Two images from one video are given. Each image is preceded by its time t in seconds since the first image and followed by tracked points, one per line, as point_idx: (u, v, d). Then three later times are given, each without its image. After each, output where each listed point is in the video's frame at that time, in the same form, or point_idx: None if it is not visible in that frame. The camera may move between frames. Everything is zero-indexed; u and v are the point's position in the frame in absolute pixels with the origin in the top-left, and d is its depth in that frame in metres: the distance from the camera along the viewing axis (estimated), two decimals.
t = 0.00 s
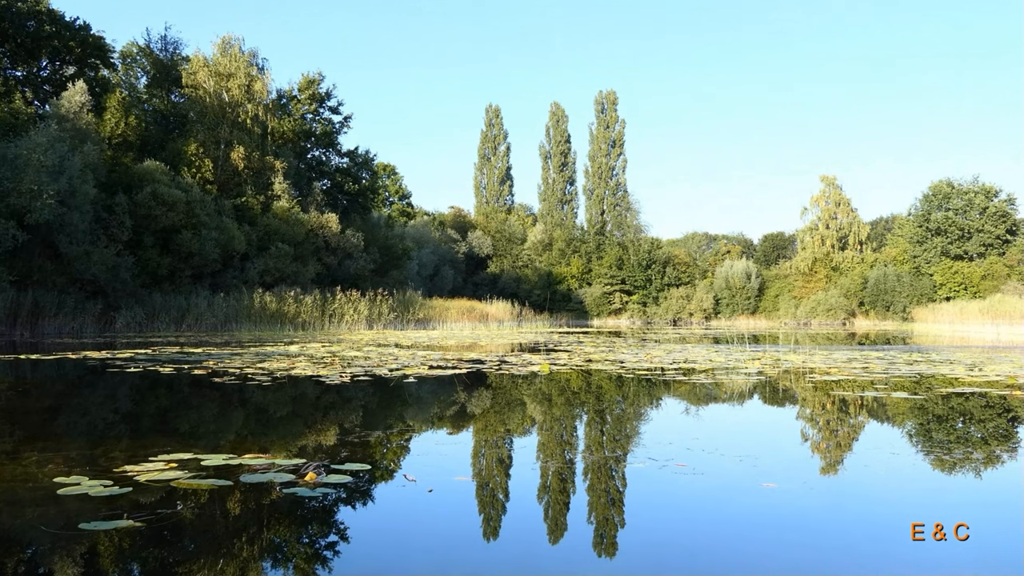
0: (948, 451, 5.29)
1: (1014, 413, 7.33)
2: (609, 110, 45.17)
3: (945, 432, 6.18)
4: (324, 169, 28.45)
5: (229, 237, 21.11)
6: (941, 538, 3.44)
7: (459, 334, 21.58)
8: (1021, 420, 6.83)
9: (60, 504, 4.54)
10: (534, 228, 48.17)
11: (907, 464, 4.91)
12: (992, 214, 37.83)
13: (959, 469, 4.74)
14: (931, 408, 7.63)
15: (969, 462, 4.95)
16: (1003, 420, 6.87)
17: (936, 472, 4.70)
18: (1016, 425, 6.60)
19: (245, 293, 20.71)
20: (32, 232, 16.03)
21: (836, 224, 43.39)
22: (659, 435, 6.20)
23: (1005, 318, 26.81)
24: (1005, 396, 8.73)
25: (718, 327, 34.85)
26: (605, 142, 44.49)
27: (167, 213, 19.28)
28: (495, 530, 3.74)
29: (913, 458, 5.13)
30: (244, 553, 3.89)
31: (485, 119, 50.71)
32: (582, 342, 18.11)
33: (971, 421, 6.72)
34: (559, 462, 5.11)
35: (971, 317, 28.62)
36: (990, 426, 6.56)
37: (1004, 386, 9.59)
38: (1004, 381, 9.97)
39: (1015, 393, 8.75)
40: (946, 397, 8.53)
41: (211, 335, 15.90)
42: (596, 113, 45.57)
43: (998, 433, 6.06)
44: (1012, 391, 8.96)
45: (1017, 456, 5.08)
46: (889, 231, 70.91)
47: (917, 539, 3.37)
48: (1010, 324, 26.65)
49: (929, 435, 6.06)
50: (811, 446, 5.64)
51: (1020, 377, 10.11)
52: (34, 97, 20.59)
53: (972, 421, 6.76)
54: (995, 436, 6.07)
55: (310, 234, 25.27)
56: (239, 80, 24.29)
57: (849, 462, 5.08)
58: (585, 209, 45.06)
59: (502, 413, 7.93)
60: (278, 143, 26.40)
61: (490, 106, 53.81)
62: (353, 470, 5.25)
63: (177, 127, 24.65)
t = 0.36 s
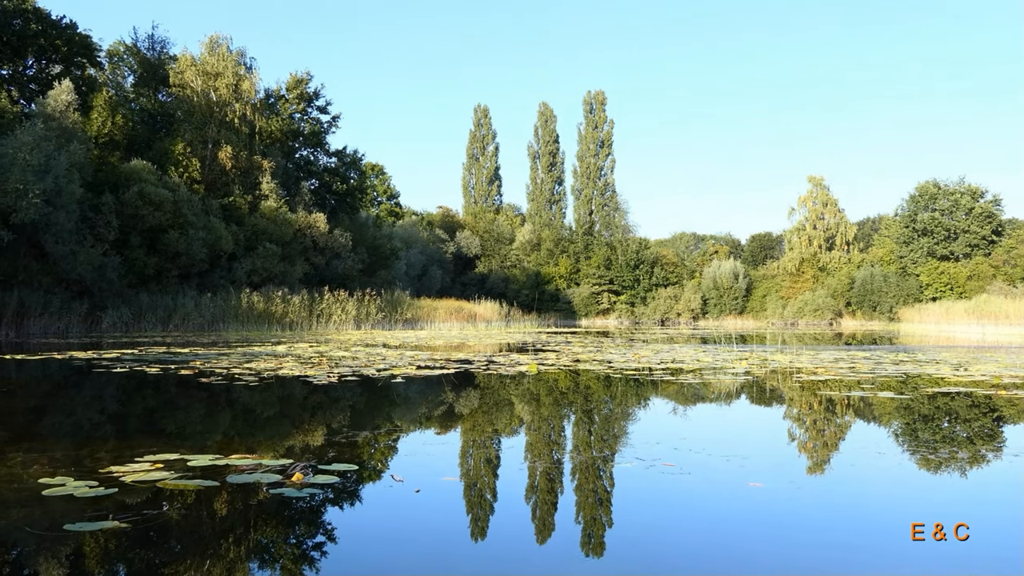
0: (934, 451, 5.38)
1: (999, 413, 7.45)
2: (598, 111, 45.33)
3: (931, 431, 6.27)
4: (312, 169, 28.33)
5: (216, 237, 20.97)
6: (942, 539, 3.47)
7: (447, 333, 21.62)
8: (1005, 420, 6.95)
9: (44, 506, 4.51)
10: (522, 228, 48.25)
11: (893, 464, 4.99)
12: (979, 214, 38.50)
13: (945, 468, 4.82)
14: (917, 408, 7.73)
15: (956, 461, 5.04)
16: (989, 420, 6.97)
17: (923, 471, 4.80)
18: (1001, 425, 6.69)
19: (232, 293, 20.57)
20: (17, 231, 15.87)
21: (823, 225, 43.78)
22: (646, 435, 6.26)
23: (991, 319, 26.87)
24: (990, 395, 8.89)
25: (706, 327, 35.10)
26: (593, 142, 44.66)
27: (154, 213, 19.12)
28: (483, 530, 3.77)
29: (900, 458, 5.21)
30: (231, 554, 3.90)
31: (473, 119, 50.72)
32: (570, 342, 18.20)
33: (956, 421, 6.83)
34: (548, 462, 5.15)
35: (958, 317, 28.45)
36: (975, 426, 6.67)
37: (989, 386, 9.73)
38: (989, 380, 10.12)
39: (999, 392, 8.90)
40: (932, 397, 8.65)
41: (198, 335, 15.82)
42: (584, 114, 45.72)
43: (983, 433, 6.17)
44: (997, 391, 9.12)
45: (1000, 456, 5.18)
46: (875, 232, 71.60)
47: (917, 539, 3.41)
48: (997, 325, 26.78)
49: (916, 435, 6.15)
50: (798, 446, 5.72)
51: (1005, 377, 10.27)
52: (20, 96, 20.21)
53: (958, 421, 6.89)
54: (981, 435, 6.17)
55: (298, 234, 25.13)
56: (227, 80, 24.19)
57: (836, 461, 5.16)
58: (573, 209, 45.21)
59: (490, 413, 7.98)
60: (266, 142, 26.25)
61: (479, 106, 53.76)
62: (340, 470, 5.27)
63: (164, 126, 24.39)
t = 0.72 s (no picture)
0: (911, 450, 5.54)
1: (975, 413, 7.66)
2: (578, 111, 45.56)
3: (908, 431, 6.44)
4: (291, 168, 28.10)
5: (195, 237, 20.74)
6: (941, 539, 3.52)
7: (427, 334, 21.63)
8: (981, 420, 7.13)
9: (20, 507, 4.49)
10: (502, 228, 48.33)
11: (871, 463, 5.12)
12: (955, 215, 39.46)
13: (922, 467, 4.96)
14: (894, 408, 7.94)
15: (932, 460, 5.20)
16: (964, 420, 7.16)
17: (899, 470, 4.94)
18: (976, 425, 6.89)
19: (211, 293, 20.37)
20: None
21: (801, 226, 44.40)
22: (625, 435, 6.37)
23: (967, 319, 26.98)
24: (966, 393, 9.22)
25: (685, 327, 35.48)
26: (574, 143, 44.89)
27: (131, 212, 18.90)
28: (463, 531, 3.84)
29: (878, 457, 5.35)
30: (210, 556, 3.92)
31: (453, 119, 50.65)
32: (550, 342, 18.33)
33: (933, 421, 7.03)
34: (528, 462, 5.23)
35: (935, 318, 28.82)
36: (951, 426, 6.86)
37: (965, 385, 9.97)
38: (964, 380, 10.39)
39: (975, 391, 9.23)
40: (909, 397, 8.87)
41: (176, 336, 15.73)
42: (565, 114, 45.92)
43: (958, 432, 6.36)
44: (972, 390, 9.36)
45: (975, 455, 5.33)
46: (852, 232, 72.78)
47: (918, 539, 3.46)
48: (973, 324, 26.77)
49: (893, 434, 6.34)
50: (778, 445, 5.87)
51: (980, 377, 10.55)
52: None
53: (935, 420, 7.08)
54: (956, 434, 6.35)
55: (277, 234, 24.91)
56: (206, 78, 23.90)
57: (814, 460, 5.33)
58: (553, 209, 45.36)
59: (470, 413, 8.04)
60: (245, 142, 26.01)
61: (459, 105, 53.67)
62: (319, 470, 5.29)
63: (142, 125, 24.02)
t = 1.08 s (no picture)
0: (898, 450, 5.63)
1: (961, 413, 7.79)
2: (566, 112, 45.65)
3: (895, 431, 6.54)
4: (279, 168, 27.94)
5: (182, 236, 20.59)
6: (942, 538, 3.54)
7: (415, 334, 21.64)
8: (967, 420, 7.25)
9: (5, 508, 4.48)
10: (490, 228, 48.34)
11: (858, 463, 5.20)
12: (941, 216, 40.03)
13: (908, 467, 5.05)
14: (881, 407, 8.05)
15: (919, 459, 5.29)
16: (951, 420, 7.27)
17: (886, 469, 5.03)
18: (962, 425, 6.99)
19: (198, 293, 20.24)
20: None
21: (789, 226, 44.70)
22: (614, 435, 6.43)
23: (953, 319, 27.26)
24: (953, 393, 9.38)
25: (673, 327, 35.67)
26: (562, 143, 44.99)
27: (118, 212, 18.74)
28: (452, 530, 3.87)
29: (865, 457, 5.43)
30: (197, 557, 3.93)
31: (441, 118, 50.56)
32: (538, 342, 18.41)
33: (920, 420, 7.16)
34: (516, 462, 5.28)
35: (921, 318, 29.26)
36: (938, 425, 6.99)
37: (951, 385, 10.12)
38: (950, 380, 10.57)
39: (961, 390, 9.41)
40: (895, 397, 8.99)
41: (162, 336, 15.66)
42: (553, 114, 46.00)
43: (945, 432, 6.48)
44: (958, 390, 9.51)
45: (960, 454, 5.44)
46: (839, 233, 73.47)
47: (917, 539, 3.49)
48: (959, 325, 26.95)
49: (880, 434, 6.44)
50: (765, 445, 5.95)
51: (965, 376, 10.72)
52: None
53: (922, 420, 7.20)
54: (942, 434, 6.46)
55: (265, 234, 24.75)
56: (193, 78, 23.72)
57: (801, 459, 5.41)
58: (541, 209, 45.43)
59: (458, 413, 8.09)
60: (232, 141, 25.82)
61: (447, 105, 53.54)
62: (307, 471, 5.30)
63: (129, 124, 23.82)
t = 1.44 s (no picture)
0: (885, 449, 5.73)
1: (947, 412, 7.91)
2: (555, 112, 45.74)
3: (882, 430, 6.64)
4: (267, 168, 27.80)
5: (170, 236, 20.45)
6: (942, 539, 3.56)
7: (403, 334, 21.65)
8: (953, 420, 7.35)
9: None
10: (479, 228, 48.34)
11: (845, 462, 5.29)
12: (928, 217, 40.64)
13: (895, 467, 5.13)
14: (868, 407, 8.17)
15: (905, 458, 5.39)
16: (937, 420, 7.38)
17: (874, 469, 5.11)
18: (949, 425, 7.11)
19: (186, 293, 20.13)
20: None
21: (777, 226, 44.97)
22: (602, 435, 6.49)
23: (939, 319, 27.48)
24: (940, 392, 9.52)
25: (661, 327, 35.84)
26: (551, 143, 45.08)
27: (105, 211, 18.60)
28: (441, 531, 3.91)
29: (852, 456, 5.52)
30: (184, 557, 3.94)
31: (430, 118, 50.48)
32: (527, 342, 18.47)
33: (908, 420, 7.28)
34: (505, 462, 5.33)
35: (908, 319, 29.68)
36: (925, 425, 7.09)
37: (938, 385, 10.25)
38: (937, 380, 10.71)
39: (948, 389, 9.56)
40: (883, 396, 9.11)
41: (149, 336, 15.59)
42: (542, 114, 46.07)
43: (932, 432, 6.59)
44: (945, 390, 9.65)
45: (947, 454, 5.53)
46: (827, 233, 74.11)
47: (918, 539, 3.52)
48: (946, 325, 27.15)
49: (866, 433, 6.56)
50: (753, 445, 6.04)
51: (952, 376, 10.85)
52: None
53: (909, 420, 7.31)
54: (928, 434, 6.56)
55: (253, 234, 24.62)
56: (181, 77, 23.57)
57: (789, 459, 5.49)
58: (530, 209, 45.49)
59: (447, 413, 8.13)
60: (220, 140, 25.70)
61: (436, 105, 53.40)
62: (294, 471, 5.32)
63: (116, 123, 23.65)
